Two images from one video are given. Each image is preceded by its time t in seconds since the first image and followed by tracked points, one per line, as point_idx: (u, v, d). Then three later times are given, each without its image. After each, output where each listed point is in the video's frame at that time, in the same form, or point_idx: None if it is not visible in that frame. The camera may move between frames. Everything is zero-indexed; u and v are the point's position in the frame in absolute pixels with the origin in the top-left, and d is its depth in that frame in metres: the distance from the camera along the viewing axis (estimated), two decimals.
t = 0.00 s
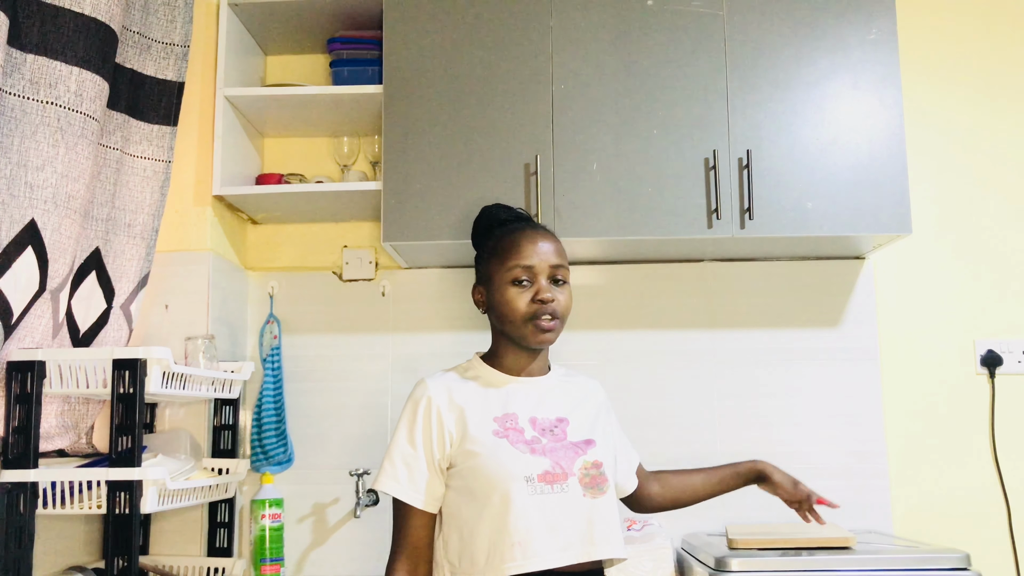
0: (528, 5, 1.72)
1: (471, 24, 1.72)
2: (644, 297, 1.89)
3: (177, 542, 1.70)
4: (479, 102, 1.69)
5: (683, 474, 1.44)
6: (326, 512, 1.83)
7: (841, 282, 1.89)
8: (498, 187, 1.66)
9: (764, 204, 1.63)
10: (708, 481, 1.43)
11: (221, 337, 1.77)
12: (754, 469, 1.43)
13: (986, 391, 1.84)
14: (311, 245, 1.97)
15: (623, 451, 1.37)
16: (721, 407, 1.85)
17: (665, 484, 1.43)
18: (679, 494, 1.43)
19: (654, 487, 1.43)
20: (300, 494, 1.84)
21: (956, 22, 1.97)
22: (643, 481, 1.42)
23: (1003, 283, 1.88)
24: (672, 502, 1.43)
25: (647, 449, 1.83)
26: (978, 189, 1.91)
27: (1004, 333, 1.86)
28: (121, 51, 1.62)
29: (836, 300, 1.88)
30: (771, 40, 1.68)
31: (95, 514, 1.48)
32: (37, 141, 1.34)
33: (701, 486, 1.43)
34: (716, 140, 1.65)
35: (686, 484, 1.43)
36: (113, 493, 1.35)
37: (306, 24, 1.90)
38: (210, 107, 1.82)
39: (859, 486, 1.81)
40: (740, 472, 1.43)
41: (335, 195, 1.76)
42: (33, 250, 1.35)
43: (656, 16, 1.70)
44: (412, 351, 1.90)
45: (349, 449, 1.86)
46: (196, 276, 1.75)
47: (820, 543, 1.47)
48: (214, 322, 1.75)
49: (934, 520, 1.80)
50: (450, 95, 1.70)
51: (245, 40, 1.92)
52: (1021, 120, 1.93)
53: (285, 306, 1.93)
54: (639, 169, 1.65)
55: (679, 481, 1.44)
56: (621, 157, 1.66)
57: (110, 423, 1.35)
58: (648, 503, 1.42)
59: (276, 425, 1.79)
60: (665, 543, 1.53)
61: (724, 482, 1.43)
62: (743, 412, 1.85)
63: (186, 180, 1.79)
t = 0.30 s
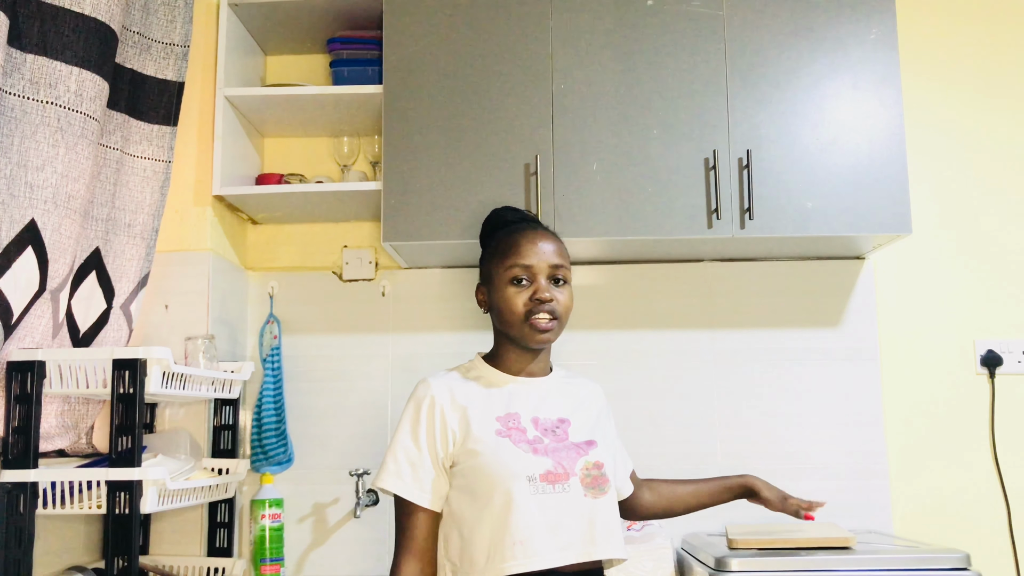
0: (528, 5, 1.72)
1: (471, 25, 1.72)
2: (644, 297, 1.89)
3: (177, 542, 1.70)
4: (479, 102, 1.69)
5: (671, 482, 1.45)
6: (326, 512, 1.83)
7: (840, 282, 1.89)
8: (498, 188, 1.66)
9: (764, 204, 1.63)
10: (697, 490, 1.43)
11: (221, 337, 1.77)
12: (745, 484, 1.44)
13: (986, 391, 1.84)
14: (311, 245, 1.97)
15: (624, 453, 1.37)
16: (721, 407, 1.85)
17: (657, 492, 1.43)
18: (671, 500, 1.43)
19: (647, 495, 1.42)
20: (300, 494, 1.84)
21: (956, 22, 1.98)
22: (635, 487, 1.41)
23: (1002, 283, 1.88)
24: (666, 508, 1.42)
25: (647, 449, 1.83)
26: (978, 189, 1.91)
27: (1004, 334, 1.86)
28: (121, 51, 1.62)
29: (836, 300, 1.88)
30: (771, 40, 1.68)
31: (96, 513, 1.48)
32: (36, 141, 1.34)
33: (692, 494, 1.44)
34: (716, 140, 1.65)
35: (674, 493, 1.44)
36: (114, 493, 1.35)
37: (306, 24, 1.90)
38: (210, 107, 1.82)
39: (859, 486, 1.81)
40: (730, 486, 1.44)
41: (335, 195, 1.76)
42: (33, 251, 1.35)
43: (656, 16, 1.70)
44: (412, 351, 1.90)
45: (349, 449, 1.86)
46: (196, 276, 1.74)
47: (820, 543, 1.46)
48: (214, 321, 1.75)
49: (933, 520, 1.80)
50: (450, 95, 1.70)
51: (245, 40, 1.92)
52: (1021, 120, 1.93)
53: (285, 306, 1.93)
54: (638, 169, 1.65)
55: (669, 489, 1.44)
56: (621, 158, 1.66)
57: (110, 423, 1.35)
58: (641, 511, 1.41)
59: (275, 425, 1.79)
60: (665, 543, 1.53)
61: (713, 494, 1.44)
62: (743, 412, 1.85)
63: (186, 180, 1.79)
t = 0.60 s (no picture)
0: (528, 5, 1.72)
1: (471, 25, 1.72)
2: (644, 297, 1.89)
3: (177, 542, 1.70)
4: (479, 102, 1.69)
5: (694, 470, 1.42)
6: (326, 512, 1.83)
7: (841, 282, 1.88)
8: (498, 188, 1.66)
9: (764, 204, 1.63)
10: (721, 475, 1.40)
11: (221, 337, 1.77)
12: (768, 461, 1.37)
13: (986, 391, 1.84)
14: (312, 245, 1.97)
15: (636, 449, 1.36)
16: (721, 407, 1.85)
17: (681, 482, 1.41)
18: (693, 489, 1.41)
19: (669, 484, 1.41)
20: (301, 494, 1.84)
21: (956, 22, 1.97)
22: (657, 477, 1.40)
23: (1002, 283, 1.88)
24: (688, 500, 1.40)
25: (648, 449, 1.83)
26: (978, 189, 1.91)
27: (1005, 333, 1.86)
28: (121, 51, 1.62)
29: (836, 300, 1.88)
30: (770, 40, 1.68)
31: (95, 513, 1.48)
32: (36, 141, 1.34)
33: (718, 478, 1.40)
34: (716, 140, 1.65)
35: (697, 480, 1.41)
36: (113, 493, 1.35)
37: (306, 24, 1.90)
38: (210, 107, 1.82)
39: (859, 486, 1.81)
40: (754, 466, 1.38)
41: (335, 195, 1.76)
42: (33, 250, 1.35)
43: (656, 16, 1.70)
44: (412, 351, 1.90)
45: (349, 450, 1.86)
46: (196, 276, 1.75)
47: (819, 543, 1.46)
48: (215, 321, 1.75)
49: (934, 520, 1.80)
50: (450, 95, 1.70)
51: (244, 40, 1.92)
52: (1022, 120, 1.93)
53: (285, 306, 1.93)
54: (639, 169, 1.65)
55: (693, 475, 1.42)
56: (621, 157, 1.66)
57: (110, 423, 1.35)
58: (664, 500, 1.41)
59: (276, 425, 1.79)
60: (665, 543, 1.53)
61: (738, 474, 1.39)
62: (743, 412, 1.85)
63: (186, 180, 1.79)
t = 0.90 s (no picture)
0: (528, 5, 1.72)
1: (471, 25, 1.72)
2: (644, 297, 1.89)
3: (177, 542, 1.70)
4: (479, 102, 1.69)
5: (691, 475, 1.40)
6: (326, 512, 1.83)
7: (840, 282, 1.89)
8: (498, 187, 1.66)
9: (764, 204, 1.63)
10: (719, 481, 1.38)
11: (221, 337, 1.77)
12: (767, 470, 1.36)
13: (986, 391, 1.84)
14: (311, 245, 1.97)
15: (636, 450, 1.36)
16: (721, 407, 1.85)
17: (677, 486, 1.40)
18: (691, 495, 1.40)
19: (665, 488, 1.39)
20: (301, 494, 1.84)
21: (956, 22, 1.98)
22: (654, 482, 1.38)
23: (1002, 283, 1.88)
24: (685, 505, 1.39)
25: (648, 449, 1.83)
26: (978, 189, 1.91)
27: (1005, 333, 1.86)
28: (121, 51, 1.62)
29: (836, 300, 1.88)
30: (771, 40, 1.68)
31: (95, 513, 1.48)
32: (36, 141, 1.34)
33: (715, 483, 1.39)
34: (716, 140, 1.65)
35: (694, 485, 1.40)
36: (113, 493, 1.35)
37: (306, 24, 1.90)
38: (210, 107, 1.82)
39: (859, 486, 1.81)
40: (752, 474, 1.38)
41: (335, 195, 1.76)
42: (33, 250, 1.35)
43: (656, 16, 1.70)
44: (412, 351, 1.90)
45: (349, 449, 1.86)
46: (196, 276, 1.74)
47: (819, 543, 1.46)
48: (215, 321, 1.75)
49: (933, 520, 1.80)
50: (450, 95, 1.70)
51: (245, 40, 1.92)
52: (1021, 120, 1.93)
53: (285, 306, 1.93)
54: (639, 169, 1.65)
55: (691, 481, 1.40)
56: (621, 157, 1.66)
57: (110, 423, 1.35)
58: (659, 504, 1.39)
59: (275, 425, 1.79)
60: (665, 543, 1.53)
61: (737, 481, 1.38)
62: (743, 412, 1.85)
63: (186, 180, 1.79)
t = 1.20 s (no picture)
0: (528, 5, 1.72)
1: (471, 25, 1.72)
2: (644, 297, 1.89)
3: (177, 542, 1.70)
4: (479, 102, 1.69)
5: (683, 479, 1.42)
6: (326, 512, 1.83)
7: (840, 282, 1.88)
8: (498, 188, 1.66)
9: (764, 204, 1.63)
10: (710, 488, 1.40)
11: (221, 337, 1.77)
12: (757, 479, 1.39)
13: (986, 391, 1.84)
14: (311, 245, 1.97)
15: (634, 453, 1.36)
16: (721, 407, 1.85)
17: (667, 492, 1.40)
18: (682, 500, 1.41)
19: (657, 491, 1.40)
20: (301, 494, 1.84)
21: (956, 22, 1.97)
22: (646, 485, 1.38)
23: (1002, 283, 1.88)
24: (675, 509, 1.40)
25: (648, 449, 1.83)
26: (978, 189, 1.91)
27: (1005, 333, 1.86)
28: (121, 51, 1.62)
29: (836, 300, 1.88)
30: (771, 40, 1.68)
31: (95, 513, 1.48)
32: (37, 142, 1.34)
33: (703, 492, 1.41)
34: (716, 140, 1.65)
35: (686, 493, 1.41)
36: (114, 493, 1.35)
37: (306, 24, 1.90)
38: (210, 107, 1.82)
39: (859, 486, 1.81)
40: (743, 483, 1.39)
41: (335, 195, 1.76)
42: (33, 250, 1.35)
43: (656, 16, 1.70)
44: (412, 352, 1.90)
45: (349, 449, 1.86)
46: (196, 276, 1.75)
47: (819, 543, 1.46)
48: (215, 321, 1.75)
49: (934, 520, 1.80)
50: (450, 95, 1.70)
51: (244, 40, 1.92)
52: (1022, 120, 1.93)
53: (285, 306, 1.93)
54: (639, 169, 1.65)
55: (682, 486, 1.41)
56: (621, 157, 1.66)
57: (110, 423, 1.35)
58: (648, 508, 1.39)
59: (276, 425, 1.79)
60: (665, 543, 1.53)
61: (726, 490, 1.40)
62: (744, 412, 1.85)
63: (186, 180, 1.79)
